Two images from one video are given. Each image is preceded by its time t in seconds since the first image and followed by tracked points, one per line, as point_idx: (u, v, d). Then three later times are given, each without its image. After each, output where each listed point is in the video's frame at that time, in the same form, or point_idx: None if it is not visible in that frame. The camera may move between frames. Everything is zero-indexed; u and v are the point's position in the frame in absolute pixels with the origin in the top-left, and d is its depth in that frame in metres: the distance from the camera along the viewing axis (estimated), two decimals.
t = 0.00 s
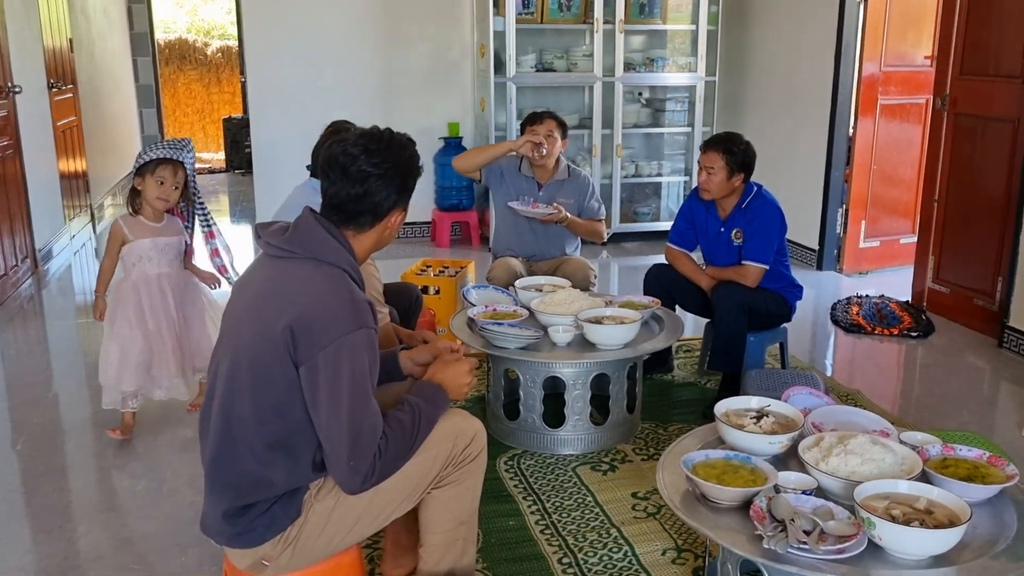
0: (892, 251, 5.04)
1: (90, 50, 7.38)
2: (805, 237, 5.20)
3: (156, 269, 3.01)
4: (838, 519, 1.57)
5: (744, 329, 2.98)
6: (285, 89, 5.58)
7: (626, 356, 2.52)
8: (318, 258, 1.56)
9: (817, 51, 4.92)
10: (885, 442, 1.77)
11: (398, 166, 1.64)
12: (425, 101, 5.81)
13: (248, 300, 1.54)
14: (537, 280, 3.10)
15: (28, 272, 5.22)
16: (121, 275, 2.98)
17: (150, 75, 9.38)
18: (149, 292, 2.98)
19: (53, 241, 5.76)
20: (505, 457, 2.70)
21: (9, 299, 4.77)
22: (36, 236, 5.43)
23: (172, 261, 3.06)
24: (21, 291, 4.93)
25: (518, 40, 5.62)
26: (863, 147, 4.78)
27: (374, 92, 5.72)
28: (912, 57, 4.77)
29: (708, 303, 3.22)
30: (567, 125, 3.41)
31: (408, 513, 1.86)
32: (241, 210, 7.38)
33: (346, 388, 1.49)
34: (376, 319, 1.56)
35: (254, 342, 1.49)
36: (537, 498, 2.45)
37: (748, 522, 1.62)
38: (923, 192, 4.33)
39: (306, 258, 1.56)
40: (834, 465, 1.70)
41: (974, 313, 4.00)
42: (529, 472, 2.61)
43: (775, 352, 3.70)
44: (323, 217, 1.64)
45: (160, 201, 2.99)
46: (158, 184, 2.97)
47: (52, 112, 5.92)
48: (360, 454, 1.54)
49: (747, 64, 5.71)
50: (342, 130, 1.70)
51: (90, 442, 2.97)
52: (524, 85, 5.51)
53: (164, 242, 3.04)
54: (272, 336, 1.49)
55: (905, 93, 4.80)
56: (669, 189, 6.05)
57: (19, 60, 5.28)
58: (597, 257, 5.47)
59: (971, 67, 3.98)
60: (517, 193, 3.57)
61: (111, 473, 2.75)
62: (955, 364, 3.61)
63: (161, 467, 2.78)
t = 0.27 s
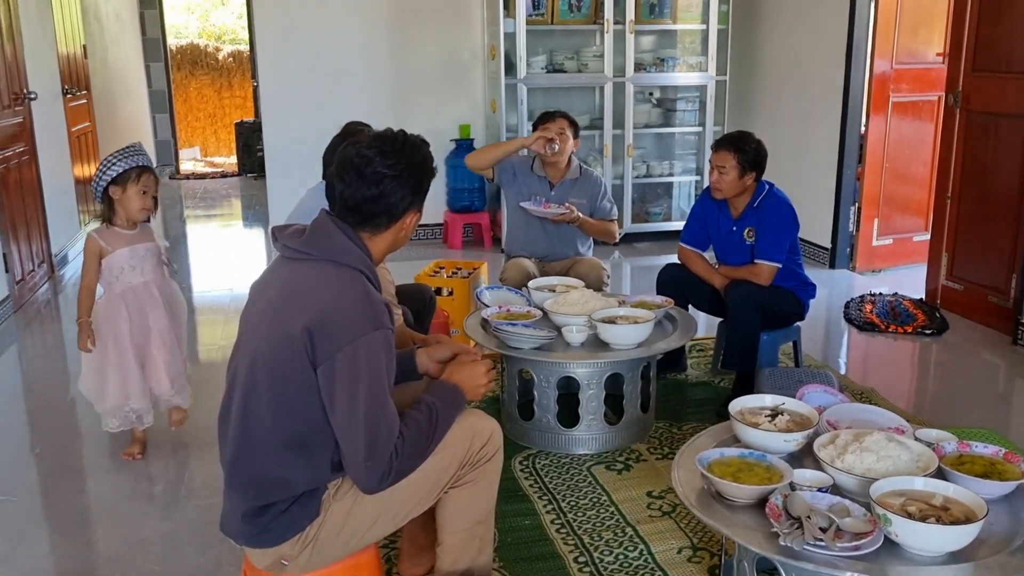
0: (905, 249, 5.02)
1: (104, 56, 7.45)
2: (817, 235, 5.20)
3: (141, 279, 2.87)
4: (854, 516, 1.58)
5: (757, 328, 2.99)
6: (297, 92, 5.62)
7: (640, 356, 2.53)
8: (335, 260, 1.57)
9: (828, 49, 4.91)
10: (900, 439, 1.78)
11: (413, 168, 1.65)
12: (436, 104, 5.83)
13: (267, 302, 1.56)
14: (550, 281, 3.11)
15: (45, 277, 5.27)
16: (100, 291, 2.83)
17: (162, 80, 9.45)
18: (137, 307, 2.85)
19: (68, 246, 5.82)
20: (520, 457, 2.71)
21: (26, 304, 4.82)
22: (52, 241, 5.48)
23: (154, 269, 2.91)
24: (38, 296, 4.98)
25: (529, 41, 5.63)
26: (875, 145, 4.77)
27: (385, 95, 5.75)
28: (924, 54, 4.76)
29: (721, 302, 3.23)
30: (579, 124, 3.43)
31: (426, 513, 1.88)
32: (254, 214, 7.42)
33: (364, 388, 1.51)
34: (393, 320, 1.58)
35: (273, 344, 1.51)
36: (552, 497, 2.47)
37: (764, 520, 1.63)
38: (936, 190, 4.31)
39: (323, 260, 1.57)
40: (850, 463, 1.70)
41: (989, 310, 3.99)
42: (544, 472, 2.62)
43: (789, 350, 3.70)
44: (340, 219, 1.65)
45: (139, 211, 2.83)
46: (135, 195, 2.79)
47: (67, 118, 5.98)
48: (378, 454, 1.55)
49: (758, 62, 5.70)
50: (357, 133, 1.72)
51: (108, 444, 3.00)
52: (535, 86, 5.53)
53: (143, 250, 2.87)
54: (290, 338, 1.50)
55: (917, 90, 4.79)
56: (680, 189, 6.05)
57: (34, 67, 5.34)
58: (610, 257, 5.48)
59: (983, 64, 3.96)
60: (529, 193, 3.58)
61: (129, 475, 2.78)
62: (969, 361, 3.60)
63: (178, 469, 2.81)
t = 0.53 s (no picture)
0: (917, 251, 5.01)
1: (116, 66, 7.51)
2: (829, 238, 5.19)
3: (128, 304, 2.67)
4: (871, 519, 1.58)
5: (770, 332, 2.99)
6: (307, 100, 5.65)
7: (653, 360, 2.54)
8: (351, 267, 1.59)
9: (838, 52, 4.91)
10: (916, 442, 1.77)
11: (427, 175, 1.67)
12: (446, 110, 5.85)
13: (284, 309, 1.57)
14: (562, 285, 3.12)
15: (60, 287, 5.31)
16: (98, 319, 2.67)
17: (173, 89, 9.51)
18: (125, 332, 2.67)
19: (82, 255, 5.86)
20: (534, 462, 2.72)
21: (42, 313, 4.86)
22: (66, 251, 5.53)
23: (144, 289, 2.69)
24: (53, 306, 5.02)
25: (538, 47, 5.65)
26: (886, 147, 4.76)
27: (395, 102, 5.77)
28: (934, 55, 4.75)
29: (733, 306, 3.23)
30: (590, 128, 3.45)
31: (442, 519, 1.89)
32: (265, 221, 7.45)
33: (380, 394, 1.52)
34: (408, 327, 1.59)
35: (290, 351, 1.52)
36: (567, 502, 2.47)
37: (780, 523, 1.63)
38: (948, 192, 4.30)
39: (339, 267, 1.59)
40: (866, 466, 1.70)
41: (1003, 312, 3.97)
42: (559, 477, 2.62)
43: (802, 354, 3.70)
44: (355, 227, 1.67)
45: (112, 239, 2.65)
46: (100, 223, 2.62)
47: (80, 128, 6.02)
48: (394, 460, 1.56)
49: (767, 65, 5.70)
50: (371, 141, 1.73)
51: (124, 452, 3.02)
52: (544, 91, 5.54)
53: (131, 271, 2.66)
54: (307, 345, 1.51)
55: (928, 92, 4.78)
56: (690, 192, 6.05)
57: (47, 77, 5.38)
58: (621, 261, 5.48)
59: (995, 65, 3.95)
60: (541, 197, 3.59)
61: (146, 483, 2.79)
62: (984, 363, 3.58)
63: (194, 476, 2.83)
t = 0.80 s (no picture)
0: (919, 255, 5.01)
1: (119, 74, 7.54)
2: (831, 242, 5.18)
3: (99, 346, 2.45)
4: (875, 523, 1.57)
5: (772, 337, 2.99)
6: (310, 107, 5.67)
7: (655, 365, 2.53)
8: (353, 274, 1.59)
9: (839, 56, 4.91)
10: (919, 446, 1.77)
11: (429, 181, 1.67)
12: (448, 116, 5.86)
13: (287, 315, 1.57)
14: (565, 291, 3.12)
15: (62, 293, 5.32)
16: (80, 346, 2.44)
17: (176, 96, 9.54)
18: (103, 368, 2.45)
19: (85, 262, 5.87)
20: (537, 468, 2.72)
21: (44, 320, 4.87)
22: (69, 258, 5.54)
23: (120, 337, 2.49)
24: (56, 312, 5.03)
25: (539, 53, 5.67)
26: (888, 152, 4.76)
27: (397, 108, 5.79)
28: (936, 60, 4.75)
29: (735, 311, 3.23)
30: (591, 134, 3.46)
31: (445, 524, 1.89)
32: (267, 228, 7.46)
33: (382, 400, 1.52)
34: (411, 333, 1.59)
35: (293, 357, 1.52)
36: (570, 508, 2.47)
37: (783, 528, 1.63)
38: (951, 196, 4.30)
39: (341, 273, 1.59)
40: (869, 470, 1.70)
41: (1006, 316, 3.97)
42: (561, 482, 2.62)
43: (804, 358, 3.69)
44: (357, 233, 1.67)
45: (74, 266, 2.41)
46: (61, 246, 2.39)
47: (83, 135, 6.04)
48: (397, 466, 1.56)
49: (768, 70, 5.71)
50: (373, 147, 1.73)
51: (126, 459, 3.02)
52: (546, 97, 5.55)
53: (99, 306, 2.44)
54: (310, 351, 1.52)
55: (930, 96, 4.79)
56: (692, 198, 6.06)
57: (51, 85, 5.41)
58: (622, 267, 5.48)
59: (996, 69, 3.96)
60: (543, 204, 3.60)
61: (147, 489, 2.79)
62: (987, 367, 3.58)
63: (197, 482, 2.83)
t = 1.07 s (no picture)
0: (918, 260, 5.01)
1: (117, 81, 7.54)
2: (830, 247, 5.19)
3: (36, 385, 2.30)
4: (875, 528, 1.57)
5: (772, 342, 2.99)
6: (309, 113, 5.67)
7: (655, 371, 2.54)
8: (353, 281, 1.59)
9: (837, 62, 4.92)
10: (920, 450, 1.77)
11: (428, 188, 1.67)
12: (447, 122, 5.87)
13: (287, 322, 1.57)
14: (565, 297, 3.12)
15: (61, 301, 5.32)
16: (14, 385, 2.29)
17: (175, 103, 9.55)
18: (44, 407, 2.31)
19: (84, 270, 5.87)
20: (537, 474, 2.71)
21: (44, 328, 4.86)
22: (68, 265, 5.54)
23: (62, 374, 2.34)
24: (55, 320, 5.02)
25: (538, 59, 5.67)
26: (886, 156, 4.77)
27: (396, 115, 5.79)
28: (934, 64, 4.76)
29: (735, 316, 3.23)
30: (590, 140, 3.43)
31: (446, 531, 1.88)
32: (266, 235, 7.46)
33: (383, 407, 1.52)
34: (411, 339, 1.59)
35: (293, 364, 1.52)
36: (570, 514, 2.47)
37: (784, 533, 1.62)
38: (949, 200, 4.31)
39: (341, 280, 1.59)
40: (870, 475, 1.70)
41: (1005, 320, 3.97)
42: (562, 488, 2.62)
43: (804, 363, 3.69)
44: (357, 240, 1.67)
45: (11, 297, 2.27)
46: None
47: (82, 143, 6.05)
48: (397, 473, 1.56)
49: (767, 76, 5.72)
50: (372, 155, 1.74)
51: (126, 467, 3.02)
52: (544, 103, 5.56)
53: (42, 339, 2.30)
54: (310, 359, 1.52)
55: (928, 101, 4.79)
56: (691, 203, 6.06)
57: (50, 93, 5.41)
58: (622, 272, 5.48)
59: (994, 74, 3.97)
60: (543, 212, 3.61)
61: (147, 497, 2.79)
62: (987, 371, 3.58)
63: (196, 490, 2.82)
